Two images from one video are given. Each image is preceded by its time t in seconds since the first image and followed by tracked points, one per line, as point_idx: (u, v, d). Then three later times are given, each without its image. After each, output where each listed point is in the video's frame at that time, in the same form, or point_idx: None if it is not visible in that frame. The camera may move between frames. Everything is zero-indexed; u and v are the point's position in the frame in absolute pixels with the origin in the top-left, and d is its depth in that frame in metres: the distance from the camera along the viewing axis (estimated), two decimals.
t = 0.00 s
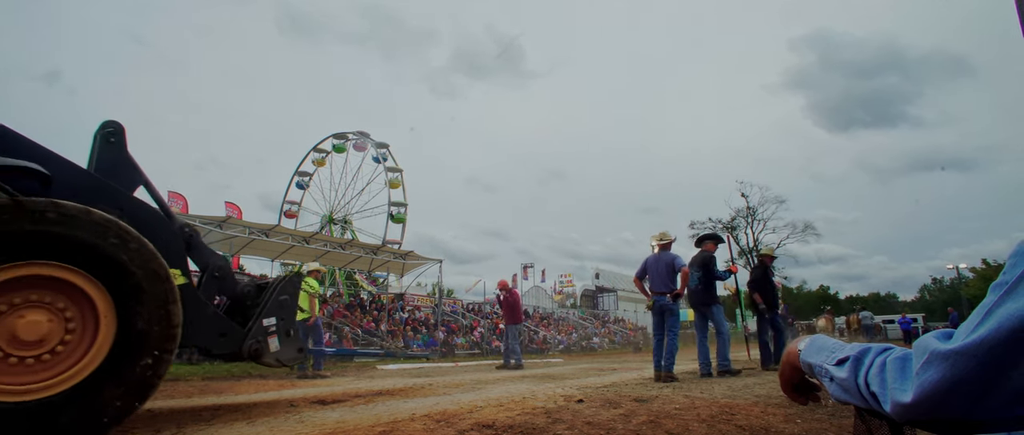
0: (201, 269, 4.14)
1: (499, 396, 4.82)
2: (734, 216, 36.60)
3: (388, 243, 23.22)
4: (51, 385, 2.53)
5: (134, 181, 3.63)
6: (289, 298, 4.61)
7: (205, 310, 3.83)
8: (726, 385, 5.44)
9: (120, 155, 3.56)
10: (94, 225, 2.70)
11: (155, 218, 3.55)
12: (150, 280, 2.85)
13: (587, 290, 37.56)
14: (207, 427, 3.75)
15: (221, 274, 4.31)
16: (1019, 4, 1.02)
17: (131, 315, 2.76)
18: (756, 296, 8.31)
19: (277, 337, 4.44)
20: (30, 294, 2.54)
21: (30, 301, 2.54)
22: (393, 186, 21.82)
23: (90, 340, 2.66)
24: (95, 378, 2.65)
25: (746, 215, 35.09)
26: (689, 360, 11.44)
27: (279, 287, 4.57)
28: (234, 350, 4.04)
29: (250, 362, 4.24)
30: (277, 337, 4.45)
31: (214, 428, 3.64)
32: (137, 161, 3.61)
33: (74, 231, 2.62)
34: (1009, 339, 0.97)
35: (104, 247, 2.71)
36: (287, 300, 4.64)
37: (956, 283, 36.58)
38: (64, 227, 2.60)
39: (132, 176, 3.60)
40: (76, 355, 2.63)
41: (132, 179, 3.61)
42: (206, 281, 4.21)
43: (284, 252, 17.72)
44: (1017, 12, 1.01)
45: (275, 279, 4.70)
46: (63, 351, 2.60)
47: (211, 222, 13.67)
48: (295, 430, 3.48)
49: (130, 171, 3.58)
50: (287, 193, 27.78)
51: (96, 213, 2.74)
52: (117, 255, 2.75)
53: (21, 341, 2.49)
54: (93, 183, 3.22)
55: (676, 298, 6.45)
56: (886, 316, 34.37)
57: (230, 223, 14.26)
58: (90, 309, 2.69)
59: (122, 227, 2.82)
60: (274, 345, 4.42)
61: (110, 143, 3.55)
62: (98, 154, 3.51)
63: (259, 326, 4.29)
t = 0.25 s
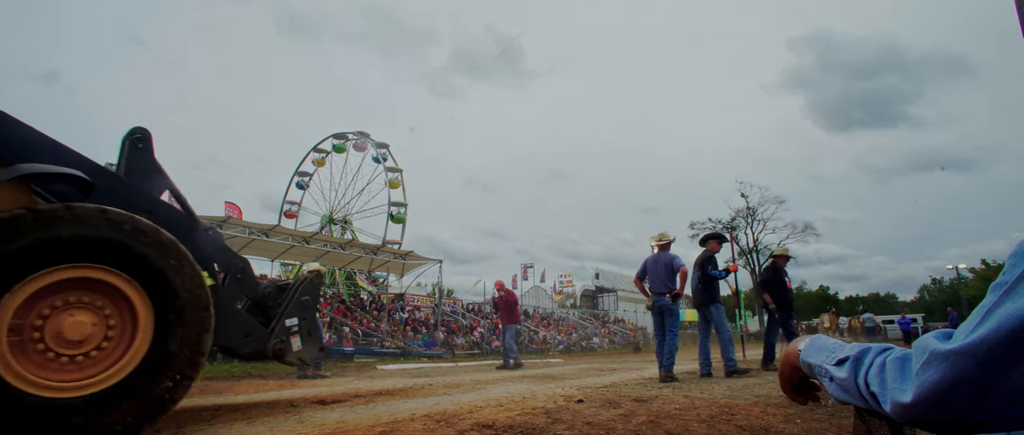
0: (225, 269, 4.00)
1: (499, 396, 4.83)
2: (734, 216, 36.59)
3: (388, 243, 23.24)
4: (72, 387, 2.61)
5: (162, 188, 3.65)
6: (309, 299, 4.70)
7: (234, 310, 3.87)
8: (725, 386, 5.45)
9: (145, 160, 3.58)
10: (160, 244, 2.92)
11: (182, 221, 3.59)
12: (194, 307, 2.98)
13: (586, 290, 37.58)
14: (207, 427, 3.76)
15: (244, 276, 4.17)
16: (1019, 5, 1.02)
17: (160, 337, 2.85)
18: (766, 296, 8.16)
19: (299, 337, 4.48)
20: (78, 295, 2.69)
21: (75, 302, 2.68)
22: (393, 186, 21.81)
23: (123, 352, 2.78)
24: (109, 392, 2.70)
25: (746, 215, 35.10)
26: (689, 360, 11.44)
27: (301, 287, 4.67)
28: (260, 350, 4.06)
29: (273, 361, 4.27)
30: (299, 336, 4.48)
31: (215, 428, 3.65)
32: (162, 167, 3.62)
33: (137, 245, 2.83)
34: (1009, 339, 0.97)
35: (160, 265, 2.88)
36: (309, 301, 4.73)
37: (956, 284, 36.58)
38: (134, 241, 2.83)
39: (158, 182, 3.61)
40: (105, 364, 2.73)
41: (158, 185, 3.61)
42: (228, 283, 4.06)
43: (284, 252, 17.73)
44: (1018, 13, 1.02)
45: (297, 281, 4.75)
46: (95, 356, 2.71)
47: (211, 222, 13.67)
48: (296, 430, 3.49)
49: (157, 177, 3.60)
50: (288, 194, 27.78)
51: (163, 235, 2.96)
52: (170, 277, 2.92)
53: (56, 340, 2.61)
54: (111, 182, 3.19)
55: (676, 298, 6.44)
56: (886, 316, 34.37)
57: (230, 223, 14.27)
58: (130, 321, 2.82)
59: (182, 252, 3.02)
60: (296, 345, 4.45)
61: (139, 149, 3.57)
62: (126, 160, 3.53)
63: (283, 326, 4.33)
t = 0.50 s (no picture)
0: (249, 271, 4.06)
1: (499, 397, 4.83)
2: (735, 216, 36.56)
3: (388, 243, 23.24)
4: (100, 384, 2.59)
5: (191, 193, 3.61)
6: (333, 299, 4.57)
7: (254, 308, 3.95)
8: (726, 386, 5.46)
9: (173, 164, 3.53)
10: (215, 268, 2.99)
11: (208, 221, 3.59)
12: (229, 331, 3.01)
13: (586, 290, 37.60)
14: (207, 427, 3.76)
15: (267, 277, 4.19)
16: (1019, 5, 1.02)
17: (192, 356, 2.84)
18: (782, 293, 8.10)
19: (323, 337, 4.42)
20: (128, 297, 2.73)
21: (125, 303, 2.72)
22: (393, 186, 21.81)
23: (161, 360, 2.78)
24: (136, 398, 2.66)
25: (746, 215, 35.12)
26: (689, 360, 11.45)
27: (323, 289, 4.54)
28: (284, 348, 4.10)
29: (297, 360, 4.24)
30: (323, 336, 4.42)
31: (216, 427, 3.66)
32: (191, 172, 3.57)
33: (195, 263, 2.91)
34: (1009, 339, 0.97)
35: (211, 288, 2.95)
36: (332, 302, 4.60)
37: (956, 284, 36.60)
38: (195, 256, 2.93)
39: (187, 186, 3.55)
40: (140, 371, 2.71)
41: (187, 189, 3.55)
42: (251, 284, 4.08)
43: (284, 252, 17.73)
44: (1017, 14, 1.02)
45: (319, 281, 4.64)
46: (130, 360, 2.70)
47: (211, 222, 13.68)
48: (296, 430, 3.49)
49: (186, 181, 3.54)
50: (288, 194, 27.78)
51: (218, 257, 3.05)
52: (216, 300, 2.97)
53: (99, 340, 2.62)
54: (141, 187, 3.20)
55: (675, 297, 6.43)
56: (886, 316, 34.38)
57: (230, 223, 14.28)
58: (169, 335, 2.82)
59: (232, 280, 3.10)
60: (321, 344, 4.39)
61: (168, 154, 3.53)
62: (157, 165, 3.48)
63: (306, 326, 4.28)
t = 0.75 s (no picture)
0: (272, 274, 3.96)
1: (498, 397, 4.83)
2: (735, 216, 36.56)
3: (388, 243, 23.25)
4: (135, 374, 2.71)
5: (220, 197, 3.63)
6: (355, 300, 4.60)
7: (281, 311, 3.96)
8: (726, 386, 5.46)
9: (205, 171, 3.53)
10: (263, 295, 3.16)
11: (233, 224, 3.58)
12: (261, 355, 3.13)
13: (586, 290, 37.62)
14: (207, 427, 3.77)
15: (292, 278, 4.09)
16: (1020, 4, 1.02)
17: (216, 371, 2.93)
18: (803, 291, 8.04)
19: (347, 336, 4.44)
20: (177, 298, 2.90)
21: (173, 303, 2.88)
22: (393, 186, 21.81)
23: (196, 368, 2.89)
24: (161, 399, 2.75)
25: (745, 215, 35.12)
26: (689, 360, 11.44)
27: (346, 289, 4.55)
28: (309, 347, 4.15)
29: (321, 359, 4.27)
30: (347, 335, 4.45)
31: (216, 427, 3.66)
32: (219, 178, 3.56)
33: (249, 287, 3.10)
34: (1009, 339, 0.96)
35: (255, 314, 3.11)
36: (355, 302, 4.63)
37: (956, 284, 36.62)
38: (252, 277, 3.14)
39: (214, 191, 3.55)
40: (173, 373, 2.82)
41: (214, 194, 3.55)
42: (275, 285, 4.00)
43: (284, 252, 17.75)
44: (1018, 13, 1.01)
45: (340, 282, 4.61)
46: (165, 358, 2.83)
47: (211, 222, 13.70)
48: (296, 429, 3.49)
49: (215, 186, 3.54)
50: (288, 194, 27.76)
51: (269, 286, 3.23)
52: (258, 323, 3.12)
53: (143, 336, 2.77)
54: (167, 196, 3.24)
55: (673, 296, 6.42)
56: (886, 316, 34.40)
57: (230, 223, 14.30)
58: (203, 344, 2.94)
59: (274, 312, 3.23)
60: (344, 343, 4.42)
61: (198, 160, 3.52)
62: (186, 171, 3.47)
63: (330, 325, 4.30)
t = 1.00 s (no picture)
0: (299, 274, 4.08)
1: (499, 397, 4.84)
2: (735, 216, 36.55)
3: (388, 243, 23.25)
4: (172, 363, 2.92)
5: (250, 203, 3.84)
6: (377, 301, 4.66)
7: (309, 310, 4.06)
8: (726, 386, 5.46)
9: (234, 180, 3.76)
10: (301, 326, 3.39)
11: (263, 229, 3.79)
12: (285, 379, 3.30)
13: (586, 290, 37.62)
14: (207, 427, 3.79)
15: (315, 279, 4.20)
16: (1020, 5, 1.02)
17: (239, 383, 3.09)
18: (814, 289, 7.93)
19: (370, 336, 4.50)
20: (225, 307, 3.15)
21: (221, 310, 3.13)
22: (393, 186, 21.79)
23: (224, 371, 3.08)
24: (183, 391, 2.90)
25: (745, 215, 35.10)
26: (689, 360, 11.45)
27: (368, 290, 4.62)
28: (335, 346, 4.22)
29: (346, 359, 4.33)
30: (369, 335, 4.49)
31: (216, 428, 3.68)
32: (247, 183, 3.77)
33: (290, 313, 3.34)
34: (1010, 339, 0.97)
35: (288, 340, 3.31)
36: (377, 303, 4.69)
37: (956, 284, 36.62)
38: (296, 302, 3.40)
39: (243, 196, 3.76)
40: (204, 375, 3.01)
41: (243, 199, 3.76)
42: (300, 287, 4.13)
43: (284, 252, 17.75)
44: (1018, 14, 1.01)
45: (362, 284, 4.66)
46: (201, 359, 3.03)
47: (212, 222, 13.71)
48: (296, 430, 3.49)
49: (243, 191, 3.76)
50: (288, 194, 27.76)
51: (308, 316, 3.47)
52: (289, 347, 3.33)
53: (186, 331, 2.99)
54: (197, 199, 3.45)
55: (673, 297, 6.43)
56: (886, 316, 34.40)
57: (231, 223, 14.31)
58: (235, 355, 3.14)
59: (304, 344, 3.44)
60: (367, 343, 4.48)
61: (227, 166, 3.76)
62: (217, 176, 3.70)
63: (354, 325, 4.37)
